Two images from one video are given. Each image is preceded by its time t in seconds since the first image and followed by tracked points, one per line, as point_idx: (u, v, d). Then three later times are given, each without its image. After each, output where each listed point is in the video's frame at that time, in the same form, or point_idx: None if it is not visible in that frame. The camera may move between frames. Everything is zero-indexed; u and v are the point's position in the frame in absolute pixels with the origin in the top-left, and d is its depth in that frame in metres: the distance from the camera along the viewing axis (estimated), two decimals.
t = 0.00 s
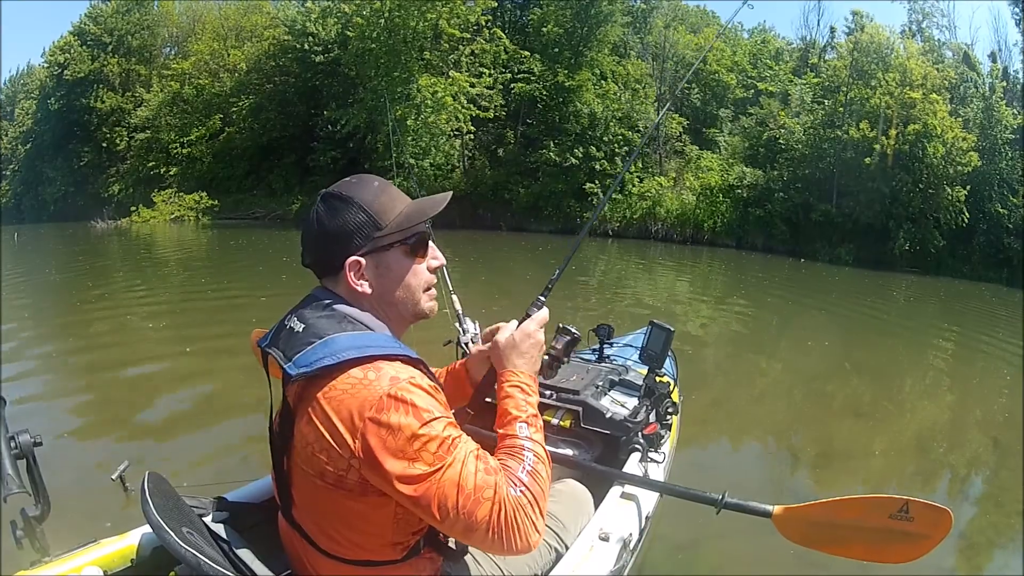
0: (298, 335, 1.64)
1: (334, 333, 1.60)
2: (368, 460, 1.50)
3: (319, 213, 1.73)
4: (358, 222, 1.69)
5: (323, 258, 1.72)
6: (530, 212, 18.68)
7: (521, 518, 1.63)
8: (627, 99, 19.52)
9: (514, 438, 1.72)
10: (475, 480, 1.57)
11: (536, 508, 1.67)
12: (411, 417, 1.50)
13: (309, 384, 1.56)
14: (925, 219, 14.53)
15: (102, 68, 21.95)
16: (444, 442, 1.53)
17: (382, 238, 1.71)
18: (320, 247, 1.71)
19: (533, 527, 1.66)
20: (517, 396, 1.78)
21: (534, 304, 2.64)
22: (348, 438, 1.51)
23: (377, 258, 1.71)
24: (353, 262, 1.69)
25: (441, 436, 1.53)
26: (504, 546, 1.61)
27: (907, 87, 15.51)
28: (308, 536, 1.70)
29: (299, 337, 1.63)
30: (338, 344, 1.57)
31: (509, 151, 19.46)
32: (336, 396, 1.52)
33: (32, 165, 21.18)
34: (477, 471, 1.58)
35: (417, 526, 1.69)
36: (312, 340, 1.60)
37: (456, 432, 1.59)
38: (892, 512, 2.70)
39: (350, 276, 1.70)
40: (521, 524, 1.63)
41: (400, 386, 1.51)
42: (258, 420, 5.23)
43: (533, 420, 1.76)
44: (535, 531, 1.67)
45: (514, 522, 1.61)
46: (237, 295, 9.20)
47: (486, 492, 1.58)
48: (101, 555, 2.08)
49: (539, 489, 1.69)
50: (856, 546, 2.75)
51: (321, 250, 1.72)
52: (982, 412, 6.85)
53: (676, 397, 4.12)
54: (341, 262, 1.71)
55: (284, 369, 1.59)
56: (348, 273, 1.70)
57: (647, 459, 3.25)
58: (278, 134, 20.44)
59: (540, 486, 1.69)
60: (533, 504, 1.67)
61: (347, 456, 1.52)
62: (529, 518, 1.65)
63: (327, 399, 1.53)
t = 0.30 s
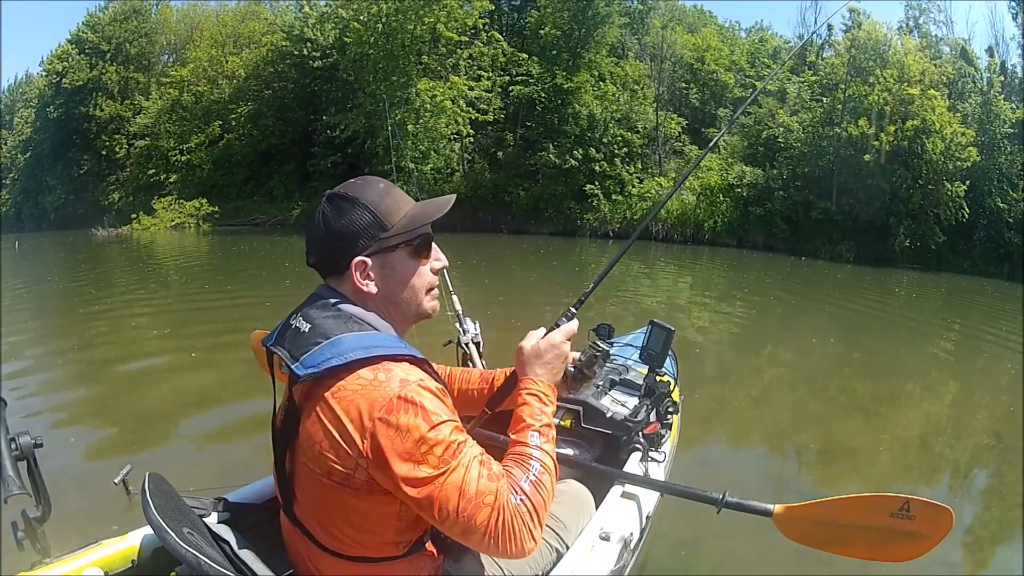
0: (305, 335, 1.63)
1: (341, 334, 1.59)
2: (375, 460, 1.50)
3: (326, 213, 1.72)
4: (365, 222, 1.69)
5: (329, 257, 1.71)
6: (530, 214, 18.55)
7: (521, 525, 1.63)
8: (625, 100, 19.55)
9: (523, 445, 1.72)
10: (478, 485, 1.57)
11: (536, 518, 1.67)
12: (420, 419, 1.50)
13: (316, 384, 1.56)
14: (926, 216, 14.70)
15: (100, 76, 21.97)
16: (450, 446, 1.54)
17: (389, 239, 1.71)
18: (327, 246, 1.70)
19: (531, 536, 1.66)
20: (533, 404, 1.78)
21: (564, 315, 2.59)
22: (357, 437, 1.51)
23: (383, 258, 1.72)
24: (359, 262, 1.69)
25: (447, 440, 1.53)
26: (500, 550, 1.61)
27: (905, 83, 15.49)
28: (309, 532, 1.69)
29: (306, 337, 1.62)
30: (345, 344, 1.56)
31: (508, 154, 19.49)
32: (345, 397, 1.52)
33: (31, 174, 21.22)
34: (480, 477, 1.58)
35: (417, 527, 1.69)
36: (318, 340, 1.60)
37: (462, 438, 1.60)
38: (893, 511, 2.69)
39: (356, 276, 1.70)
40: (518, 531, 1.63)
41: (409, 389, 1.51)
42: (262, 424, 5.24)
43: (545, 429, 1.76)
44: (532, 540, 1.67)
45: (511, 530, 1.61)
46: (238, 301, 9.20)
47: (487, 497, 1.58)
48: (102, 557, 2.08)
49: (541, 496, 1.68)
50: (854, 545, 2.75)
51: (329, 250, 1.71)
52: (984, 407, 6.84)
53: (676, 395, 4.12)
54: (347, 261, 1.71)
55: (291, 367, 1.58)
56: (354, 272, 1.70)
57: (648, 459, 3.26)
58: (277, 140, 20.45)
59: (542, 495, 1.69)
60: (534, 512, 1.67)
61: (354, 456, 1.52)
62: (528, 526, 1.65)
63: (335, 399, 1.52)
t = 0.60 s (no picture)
0: (308, 336, 1.63)
1: (344, 335, 1.59)
2: (380, 463, 1.50)
3: (333, 213, 1.72)
4: (372, 221, 1.69)
5: (334, 256, 1.71)
6: (530, 216, 18.61)
7: (523, 528, 1.63)
8: (624, 101, 19.55)
9: (531, 447, 1.72)
10: (482, 488, 1.57)
11: (538, 521, 1.67)
12: (425, 421, 1.50)
13: (319, 386, 1.55)
14: (925, 212, 14.71)
15: (99, 82, 21.99)
16: (454, 450, 1.54)
17: (396, 239, 1.71)
18: (333, 244, 1.70)
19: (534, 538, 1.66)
20: (543, 407, 1.77)
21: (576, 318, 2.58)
22: (361, 439, 1.50)
23: (388, 258, 1.71)
24: (365, 261, 1.69)
25: (451, 444, 1.53)
26: (503, 553, 1.61)
27: (903, 81, 15.48)
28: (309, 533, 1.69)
29: (309, 337, 1.62)
30: (348, 346, 1.56)
31: (507, 155, 19.49)
32: (349, 399, 1.51)
33: (31, 180, 21.25)
34: (484, 480, 1.58)
35: (419, 529, 1.69)
36: (321, 341, 1.59)
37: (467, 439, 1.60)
38: (894, 510, 2.68)
39: (361, 275, 1.70)
40: (521, 533, 1.63)
41: (413, 391, 1.51)
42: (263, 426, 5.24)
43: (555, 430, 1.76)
44: (534, 542, 1.67)
45: (514, 533, 1.61)
46: (239, 305, 9.21)
47: (491, 499, 1.58)
48: (103, 557, 2.08)
49: (545, 499, 1.68)
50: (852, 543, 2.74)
51: (334, 249, 1.70)
52: (987, 403, 6.83)
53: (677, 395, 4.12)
54: (352, 260, 1.70)
55: (294, 369, 1.58)
56: (359, 272, 1.69)
57: (649, 459, 3.23)
58: (276, 144, 20.47)
59: (546, 499, 1.69)
60: (538, 514, 1.67)
61: (358, 458, 1.52)
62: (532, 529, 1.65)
63: (338, 401, 1.52)
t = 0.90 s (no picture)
0: (302, 336, 1.62)
1: (338, 337, 1.58)
2: (373, 468, 1.50)
3: (332, 208, 1.71)
4: (370, 217, 1.69)
5: (332, 253, 1.71)
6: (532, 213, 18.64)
7: (518, 532, 1.64)
8: (626, 100, 19.51)
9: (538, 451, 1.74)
10: (477, 493, 1.57)
11: (535, 526, 1.68)
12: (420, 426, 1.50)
13: (312, 389, 1.55)
14: (926, 216, 14.71)
15: (101, 75, 21.98)
16: (449, 454, 1.54)
17: (394, 238, 1.71)
18: (331, 240, 1.70)
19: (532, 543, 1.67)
20: (558, 414, 1.79)
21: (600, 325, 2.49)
22: (354, 444, 1.50)
23: (385, 256, 1.72)
24: (362, 258, 1.69)
25: (446, 449, 1.53)
26: (497, 556, 1.62)
27: (906, 83, 15.45)
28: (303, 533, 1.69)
29: (303, 338, 1.61)
30: (342, 348, 1.55)
31: (509, 153, 19.50)
32: (341, 403, 1.51)
33: (32, 172, 21.26)
34: (479, 485, 1.59)
35: (413, 533, 1.69)
36: (315, 342, 1.59)
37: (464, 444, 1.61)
38: (893, 512, 2.69)
39: (357, 273, 1.70)
40: (517, 538, 1.64)
41: (405, 397, 1.51)
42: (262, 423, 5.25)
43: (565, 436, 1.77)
44: (530, 548, 1.67)
45: (510, 538, 1.62)
46: (239, 299, 9.21)
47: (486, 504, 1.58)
48: (102, 555, 2.09)
49: (543, 505, 1.69)
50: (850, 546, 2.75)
51: (332, 245, 1.70)
52: (985, 408, 6.83)
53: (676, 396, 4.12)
54: (349, 257, 1.70)
55: (288, 370, 1.58)
56: (355, 269, 1.69)
57: (648, 459, 3.20)
58: (277, 139, 20.45)
59: (545, 505, 1.70)
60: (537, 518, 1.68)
61: (350, 463, 1.52)
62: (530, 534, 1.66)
63: (330, 406, 1.52)
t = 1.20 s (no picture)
0: (291, 342, 1.60)
1: (329, 344, 1.55)
2: (366, 476, 1.49)
3: (360, 203, 1.70)
4: (393, 234, 1.67)
5: (342, 250, 1.68)
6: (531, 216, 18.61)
7: (530, 504, 1.67)
8: (625, 101, 19.52)
9: (546, 425, 1.76)
10: (481, 478, 1.59)
11: (548, 497, 1.71)
12: (414, 429, 1.49)
13: (301, 399, 1.53)
14: (925, 217, 14.69)
15: (100, 78, 21.98)
16: (446, 448, 1.54)
17: (407, 263, 1.69)
18: (345, 239, 1.67)
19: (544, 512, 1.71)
20: (563, 389, 1.82)
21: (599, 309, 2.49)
22: (347, 453, 1.49)
23: (391, 278, 1.69)
24: (368, 269, 1.66)
25: (442, 445, 1.53)
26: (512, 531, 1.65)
27: (905, 84, 15.51)
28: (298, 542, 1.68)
29: (292, 344, 1.59)
30: (332, 356, 1.52)
31: (508, 155, 19.50)
32: (329, 414, 1.49)
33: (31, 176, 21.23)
34: (481, 469, 1.60)
35: (410, 532, 1.69)
36: (305, 349, 1.56)
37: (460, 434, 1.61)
38: (893, 513, 2.69)
39: (358, 280, 1.68)
40: (527, 510, 1.67)
41: (394, 402, 1.49)
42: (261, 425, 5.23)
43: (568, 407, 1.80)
44: (542, 516, 1.71)
45: (521, 510, 1.65)
46: (237, 302, 9.21)
47: (489, 486, 1.61)
48: (103, 557, 2.08)
49: (554, 475, 1.72)
50: (852, 546, 2.74)
51: (344, 244, 1.68)
52: (984, 408, 6.84)
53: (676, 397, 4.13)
54: (357, 260, 1.68)
55: (277, 378, 1.56)
56: (358, 277, 1.67)
57: (647, 461, 3.18)
58: (276, 142, 20.47)
59: (556, 476, 1.72)
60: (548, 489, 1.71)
61: (343, 472, 1.50)
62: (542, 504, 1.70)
63: (319, 417, 1.49)
